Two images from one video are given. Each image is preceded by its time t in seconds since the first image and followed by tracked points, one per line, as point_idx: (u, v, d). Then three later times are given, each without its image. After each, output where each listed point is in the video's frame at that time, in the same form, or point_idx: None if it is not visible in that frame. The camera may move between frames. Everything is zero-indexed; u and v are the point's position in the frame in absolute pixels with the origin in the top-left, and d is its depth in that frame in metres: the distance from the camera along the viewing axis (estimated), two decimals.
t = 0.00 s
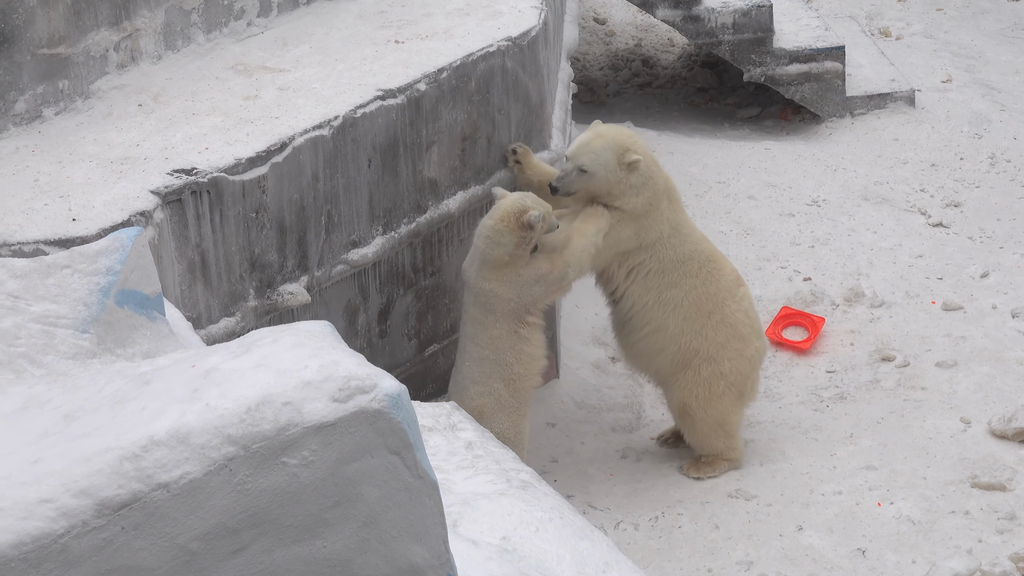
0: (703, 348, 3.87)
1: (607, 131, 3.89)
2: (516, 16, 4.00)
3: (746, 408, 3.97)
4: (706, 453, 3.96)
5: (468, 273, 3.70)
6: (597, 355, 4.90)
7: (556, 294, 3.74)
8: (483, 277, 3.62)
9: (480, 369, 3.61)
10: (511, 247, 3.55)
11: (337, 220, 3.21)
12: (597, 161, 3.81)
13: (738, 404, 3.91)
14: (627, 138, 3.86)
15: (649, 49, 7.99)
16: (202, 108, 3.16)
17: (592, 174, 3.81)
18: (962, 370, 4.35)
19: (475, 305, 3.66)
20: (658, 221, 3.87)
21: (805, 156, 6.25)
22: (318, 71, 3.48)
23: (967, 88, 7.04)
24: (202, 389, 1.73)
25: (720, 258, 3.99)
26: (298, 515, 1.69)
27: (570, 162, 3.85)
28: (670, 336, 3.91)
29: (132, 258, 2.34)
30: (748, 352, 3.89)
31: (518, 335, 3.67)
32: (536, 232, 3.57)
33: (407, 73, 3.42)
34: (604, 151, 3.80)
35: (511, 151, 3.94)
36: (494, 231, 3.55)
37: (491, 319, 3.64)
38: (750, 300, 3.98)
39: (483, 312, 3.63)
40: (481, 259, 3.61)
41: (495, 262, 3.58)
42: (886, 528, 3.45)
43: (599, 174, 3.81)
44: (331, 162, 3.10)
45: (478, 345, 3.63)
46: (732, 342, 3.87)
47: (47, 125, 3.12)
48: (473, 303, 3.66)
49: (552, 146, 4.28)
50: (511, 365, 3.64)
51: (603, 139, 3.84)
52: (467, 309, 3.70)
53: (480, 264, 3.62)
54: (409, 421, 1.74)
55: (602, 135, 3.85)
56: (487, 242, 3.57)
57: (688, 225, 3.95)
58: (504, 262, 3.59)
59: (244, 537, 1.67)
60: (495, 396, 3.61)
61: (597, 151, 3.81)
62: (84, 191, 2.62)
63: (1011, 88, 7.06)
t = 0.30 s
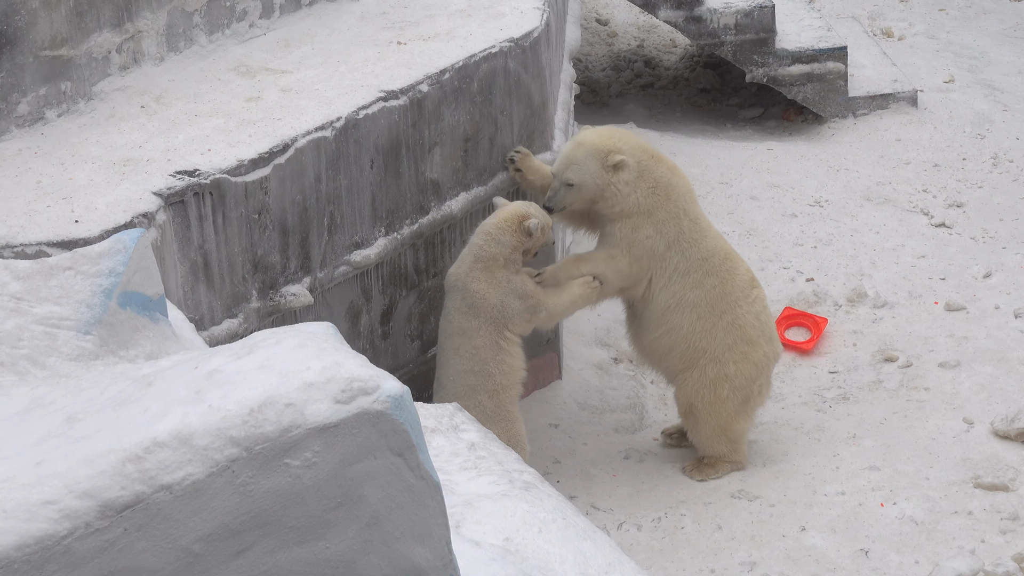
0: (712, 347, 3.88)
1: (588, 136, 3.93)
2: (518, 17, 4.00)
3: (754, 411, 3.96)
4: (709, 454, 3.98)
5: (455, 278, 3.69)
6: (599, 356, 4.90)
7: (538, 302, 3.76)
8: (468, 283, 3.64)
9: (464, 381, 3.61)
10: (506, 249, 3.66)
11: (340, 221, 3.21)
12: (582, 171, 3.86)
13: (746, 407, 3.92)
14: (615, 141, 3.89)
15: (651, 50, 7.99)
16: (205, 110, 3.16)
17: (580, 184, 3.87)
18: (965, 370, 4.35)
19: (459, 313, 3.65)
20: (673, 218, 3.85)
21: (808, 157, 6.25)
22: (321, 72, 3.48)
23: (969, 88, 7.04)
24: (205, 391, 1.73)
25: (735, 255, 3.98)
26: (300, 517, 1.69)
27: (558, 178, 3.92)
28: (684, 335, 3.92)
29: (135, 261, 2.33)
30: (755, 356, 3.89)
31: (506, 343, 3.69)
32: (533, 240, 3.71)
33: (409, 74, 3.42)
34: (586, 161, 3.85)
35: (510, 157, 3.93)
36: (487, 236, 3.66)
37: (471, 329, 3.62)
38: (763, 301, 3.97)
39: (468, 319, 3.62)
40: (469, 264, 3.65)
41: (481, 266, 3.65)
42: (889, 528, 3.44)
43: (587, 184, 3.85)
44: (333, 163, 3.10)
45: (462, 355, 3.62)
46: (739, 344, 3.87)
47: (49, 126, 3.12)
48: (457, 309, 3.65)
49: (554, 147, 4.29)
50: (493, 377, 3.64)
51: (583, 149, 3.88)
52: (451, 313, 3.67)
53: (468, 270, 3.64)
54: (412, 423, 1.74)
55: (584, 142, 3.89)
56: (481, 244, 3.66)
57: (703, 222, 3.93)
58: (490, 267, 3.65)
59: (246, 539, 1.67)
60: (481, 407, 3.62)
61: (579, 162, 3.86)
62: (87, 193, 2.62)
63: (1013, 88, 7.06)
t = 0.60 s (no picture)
0: (717, 347, 3.89)
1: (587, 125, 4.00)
2: (519, 18, 4.00)
3: (764, 409, 3.94)
4: (713, 452, 3.96)
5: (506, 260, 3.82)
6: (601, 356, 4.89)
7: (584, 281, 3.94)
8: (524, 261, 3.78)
9: (509, 358, 3.71)
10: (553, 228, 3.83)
11: (342, 222, 3.21)
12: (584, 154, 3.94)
13: (757, 404, 3.90)
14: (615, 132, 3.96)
15: (652, 50, 7.99)
16: (206, 110, 3.17)
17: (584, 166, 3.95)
18: (966, 371, 4.35)
19: (513, 291, 3.79)
20: (672, 219, 3.91)
21: (809, 157, 6.25)
22: (322, 72, 3.48)
23: (971, 89, 7.04)
24: (206, 391, 1.73)
25: (735, 254, 3.98)
26: (302, 517, 1.69)
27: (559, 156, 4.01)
28: (686, 337, 3.94)
29: (136, 261, 2.33)
30: (765, 350, 3.87)
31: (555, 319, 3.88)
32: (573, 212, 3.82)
33: (411, 74, 3.42)
34: (587, 140, 3.93)
35: (507, 163, 3.91)
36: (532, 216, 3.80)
37: (530, 304, 3.78)
38: (767, 295, 3.95)
39: (527, 296, 3.78)
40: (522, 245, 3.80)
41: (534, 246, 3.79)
42: (891, 529, 3.44)
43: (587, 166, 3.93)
44: (335, 163, 3.10)
45: (512, 332, 3.74)
46: (745, 342, 3.86)
47: (50, 127, 3.12)
48: (511, 287, 3.79)
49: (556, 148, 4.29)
50: (538, 355, 3.78)
51: (585, 136, 3.95)
52: (504, 292, 3.79)
53: (525, 249, 3.79)
54: (413, 423, 1.73)
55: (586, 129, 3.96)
56: (527, 225, 3.82)
57: (701, 222, 3.96)
58: (537, 247, 3.80)
59: (248, 539, 1.67)
60: (520, 387, 3.73)
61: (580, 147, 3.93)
62: (89, 193, 2.62)
63: (1015, 88, 7.06)
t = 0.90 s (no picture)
0: (741, 334, 3.92)
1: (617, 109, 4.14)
2: (519, 18, 4.01)
3: (781, 399, 3.95)
4: (727, 442, 3.99)
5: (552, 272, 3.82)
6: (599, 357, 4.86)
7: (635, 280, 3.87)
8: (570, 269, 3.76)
9: (548, 365, 3.64)
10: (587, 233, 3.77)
11: (341, 223, 3.21)
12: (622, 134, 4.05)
13: (775, 393, 3.91)
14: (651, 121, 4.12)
15: (652, 51, 7.99)
16: (206, 110, 3.17)
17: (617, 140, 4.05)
18: (966, 370, 4.35)
19: (556, 300, 3.76)
20: (699, 206, 4.03)
21: (809, 157, 6.25)
22: (321, 73, 3.48)
23: (970, 89, 7.04)
24: (205, 392, 1.73)
25: (750, 248, 4.10)
26: (302, 518, 1.69)
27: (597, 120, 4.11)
28: (711, 327, 3.98)
29: (135, 262, 2.33)
30: (787, 337, 3.90)
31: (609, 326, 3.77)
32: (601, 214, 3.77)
33: (410, 75, 3.42)
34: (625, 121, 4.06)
35: (513, 160, 3.93)
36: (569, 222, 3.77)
37: (572, 309, 3.72)
38: (785, 283, 4.03)
39: (570, 301, 3.73)
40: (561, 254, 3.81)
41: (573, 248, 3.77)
42: (891, 529, 3.44)
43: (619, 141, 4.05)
44: (334, 164, 3.10)
45: (550, 335, 3.68)
46: (772, 327, 3.90)
47: (49, 128, 3.12)
48: (555, 295, 3.77)
49: (555, 148, 4.29)
50: (581, 363, 3.67)
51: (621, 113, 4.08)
52: (548, 303, 3.77)
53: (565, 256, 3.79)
54: (413, 423, 1.73)
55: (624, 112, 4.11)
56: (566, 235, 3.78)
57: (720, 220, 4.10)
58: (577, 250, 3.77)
59: (247, 540, 1.67)
60: (563, 392, 3.63)
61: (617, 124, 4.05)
62: (88, 194, 2.61)
63: (1015, 88, 7.06)
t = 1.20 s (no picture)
0: (734, 335, 3.92)
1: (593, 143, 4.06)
2: (504, 20, 4.01)
3: (789, 393, 3.95)
4: (749, 446, 3.99)
5: (554, 301, 3.71)
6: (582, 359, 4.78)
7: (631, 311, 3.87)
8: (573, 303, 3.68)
9: (548, 398, 3.56)
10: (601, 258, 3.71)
11: (326, 225, 3.20)
12: (606, 164, 3.98)
13: (780, 388, 3.90)
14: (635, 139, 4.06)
15: (638, 53, 7.99)
16: (191, 113, 3.16)
17: (604, 177, 3.98)
18: (951, 372, 4.35)
19: (555, 331, 3.66)
20: (691, 207, 4.00)
21: (795, 159, 6.25)
22: (307, 75, 3.48)
23: (956, 90, 7.05)
24: (189, 395, 1.72)
25: (743, 244, 4.07)
26: (286, 520, 1.69)
27: (579, 168, 4.02)
28: (702, 327, 3.99)
29: (119, 265, 2.33)
30: (783, 334, 3.89)
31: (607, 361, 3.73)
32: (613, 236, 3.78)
33: (396, 77, 3.42)
34: (608, 154, 3.97)
35: (496, 165, 3.97)
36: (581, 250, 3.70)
37: (574, 343, 3.63)
38: (780, 283, 4.01)
39: (574, 334, 3.64)
40: (563, 285, 3.72)
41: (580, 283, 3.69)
42: (875, 530, 3.45)
43: (610, 176, 3.98)
44: (319, 167, 3.10)
45: (549, 367, 3.60)
46: (762, 327, 3.90)
47: (35, 130, 3.12)
48: (556, 325, 3.67)
49: (540, 151, 4.29)
50: (579, 397, 3.61)
51: (605, 144, 4.01)
52: (550, 332, 3.66)
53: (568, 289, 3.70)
54: (397, 426, 1.73)
55: (602, 141, 4.03)
56: (575, 266, 3.70)
57: (713, 216, 4.05)
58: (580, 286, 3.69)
59: (231, 542, 1.67)
60: (560, 426, 3.56)
61: (603, 155, 3.98)
62: (73, 197, 2.61)
63: (1000, 90, 7.06)
